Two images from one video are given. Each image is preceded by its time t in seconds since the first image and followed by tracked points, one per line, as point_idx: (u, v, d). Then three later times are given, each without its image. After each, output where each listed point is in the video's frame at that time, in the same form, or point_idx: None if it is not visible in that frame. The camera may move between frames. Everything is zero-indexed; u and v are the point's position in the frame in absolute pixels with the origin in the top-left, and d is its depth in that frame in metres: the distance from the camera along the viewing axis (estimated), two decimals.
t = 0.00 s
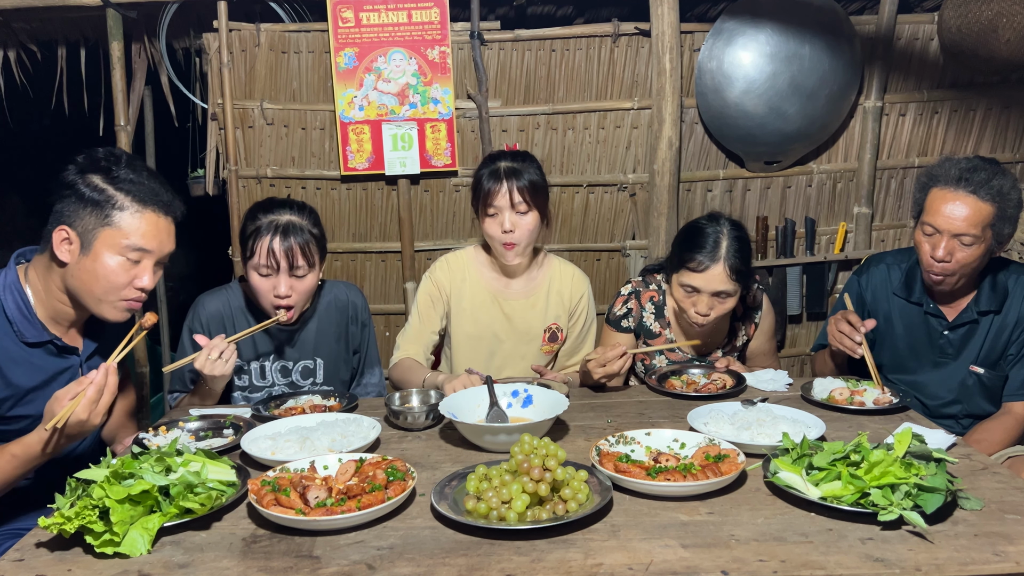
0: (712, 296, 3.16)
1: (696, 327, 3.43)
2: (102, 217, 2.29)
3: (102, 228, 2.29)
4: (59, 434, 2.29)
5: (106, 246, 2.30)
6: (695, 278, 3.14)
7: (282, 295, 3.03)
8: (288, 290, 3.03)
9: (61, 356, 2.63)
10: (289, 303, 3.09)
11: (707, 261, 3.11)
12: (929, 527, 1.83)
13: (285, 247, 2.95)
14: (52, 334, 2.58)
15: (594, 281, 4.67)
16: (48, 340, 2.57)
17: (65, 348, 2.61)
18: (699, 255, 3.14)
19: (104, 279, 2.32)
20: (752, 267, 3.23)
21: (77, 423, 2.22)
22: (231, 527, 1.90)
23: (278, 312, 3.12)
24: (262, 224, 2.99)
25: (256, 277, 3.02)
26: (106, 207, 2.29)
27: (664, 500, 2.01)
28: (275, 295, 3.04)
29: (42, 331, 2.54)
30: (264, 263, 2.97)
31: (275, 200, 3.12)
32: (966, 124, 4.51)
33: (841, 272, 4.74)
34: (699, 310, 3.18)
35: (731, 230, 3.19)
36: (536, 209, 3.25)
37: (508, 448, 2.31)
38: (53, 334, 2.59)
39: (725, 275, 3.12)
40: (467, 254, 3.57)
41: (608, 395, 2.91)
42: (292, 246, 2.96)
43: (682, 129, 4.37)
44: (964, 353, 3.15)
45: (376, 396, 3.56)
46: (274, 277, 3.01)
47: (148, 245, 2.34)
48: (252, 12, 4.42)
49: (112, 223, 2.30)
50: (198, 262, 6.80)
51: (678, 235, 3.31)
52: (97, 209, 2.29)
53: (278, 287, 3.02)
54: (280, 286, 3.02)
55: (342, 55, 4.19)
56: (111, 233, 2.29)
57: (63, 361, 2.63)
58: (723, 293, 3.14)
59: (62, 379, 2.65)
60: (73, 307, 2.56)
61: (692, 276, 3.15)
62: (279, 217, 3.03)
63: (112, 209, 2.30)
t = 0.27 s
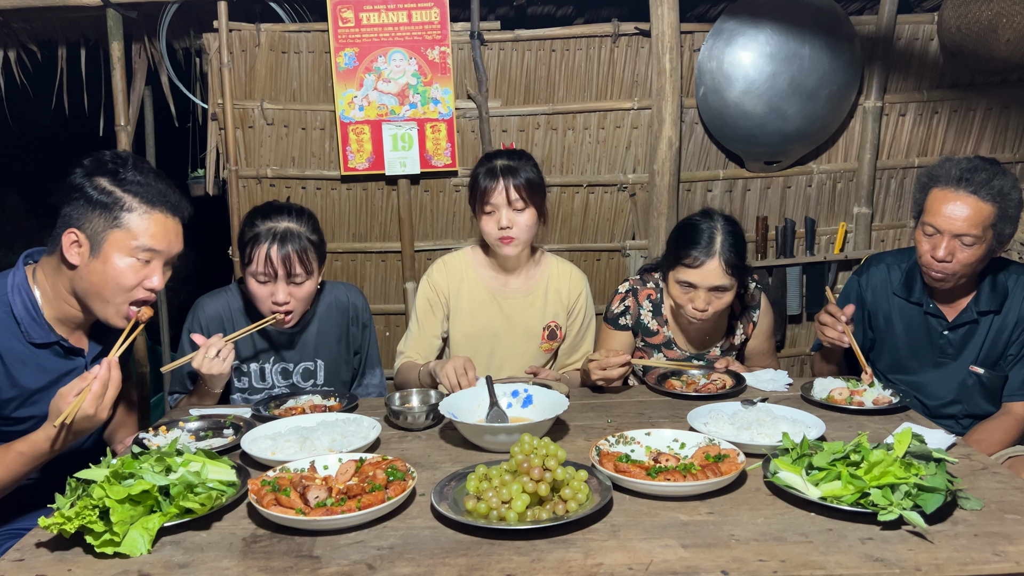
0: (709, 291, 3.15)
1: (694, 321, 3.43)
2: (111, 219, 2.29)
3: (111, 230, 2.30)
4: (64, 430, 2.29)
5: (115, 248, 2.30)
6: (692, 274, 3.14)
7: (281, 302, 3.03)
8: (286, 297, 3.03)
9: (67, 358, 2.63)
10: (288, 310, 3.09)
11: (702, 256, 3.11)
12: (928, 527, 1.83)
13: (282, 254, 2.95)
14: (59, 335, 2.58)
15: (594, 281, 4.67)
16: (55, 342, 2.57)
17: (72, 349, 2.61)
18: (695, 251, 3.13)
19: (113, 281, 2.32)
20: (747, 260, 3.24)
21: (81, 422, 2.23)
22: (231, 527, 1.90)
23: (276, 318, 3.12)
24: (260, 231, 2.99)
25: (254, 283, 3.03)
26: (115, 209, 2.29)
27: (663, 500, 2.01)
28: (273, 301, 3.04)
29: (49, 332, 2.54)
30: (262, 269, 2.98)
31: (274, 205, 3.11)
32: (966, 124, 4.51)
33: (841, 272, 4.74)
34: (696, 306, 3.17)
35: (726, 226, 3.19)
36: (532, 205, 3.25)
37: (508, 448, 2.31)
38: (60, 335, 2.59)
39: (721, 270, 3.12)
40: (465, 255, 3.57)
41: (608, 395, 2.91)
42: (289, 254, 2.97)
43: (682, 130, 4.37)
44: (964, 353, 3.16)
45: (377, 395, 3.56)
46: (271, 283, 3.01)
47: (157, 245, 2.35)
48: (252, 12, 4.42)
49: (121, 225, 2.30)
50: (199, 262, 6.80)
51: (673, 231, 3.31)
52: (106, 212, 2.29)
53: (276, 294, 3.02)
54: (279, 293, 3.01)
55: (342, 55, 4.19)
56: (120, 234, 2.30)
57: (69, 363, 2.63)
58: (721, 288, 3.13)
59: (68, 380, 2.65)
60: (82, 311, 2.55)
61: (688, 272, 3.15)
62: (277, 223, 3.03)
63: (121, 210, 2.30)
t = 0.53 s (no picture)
0: (703, 268, 3.17)
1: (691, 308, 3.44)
2: (112, 220, 2.29)
3: (111, 231, 2.29)
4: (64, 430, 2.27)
5: (115, 249, 2.30)
6: (686, 250, 3.18)
7: (281, 304, 3.04)
8: (285, 299, 3.04)
9: (70, 358, 2.62)
10: (288, 313, 3.09)
11: (695, 232, 3.16)
12: (928, 527, 1.83)
13: (282, 256, 2.95)
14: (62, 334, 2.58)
15: (594, 281, 4.67)
16: (58, 341, 2.57)
17: (75, 349, 2.61)
18: (688, 228, 3.18)
19: (112, 281, 2.32)
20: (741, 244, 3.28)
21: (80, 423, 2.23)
22: (231, 527, 1.90)
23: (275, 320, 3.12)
24: (260, 234, 2.99)
25: (254, 286, 3.02)
26: (116, 210, 2.29)
27: (663, 500, 2.01)
28: (273, 303, 3.05)
29: (53, 331, 2.54)
30: (262, 272, 2.97)
31: (274, 206, 3.11)
32: (966, 124, 4.51)
33: (841, 272, 4.75)
34: (691, 284, 3.18)
35: (720, 207, 3.24)
36: (528, 207, 3.25)
37: (508, 448, 2.31)
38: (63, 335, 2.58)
39: (714, 247, 3.16)
40: (461, 256, 3.58)
41: (608, 395, 2.91)
42: (289, 256, 2.96)
43: (682, 130, 4.37)
44: (964, 353, 3.16)
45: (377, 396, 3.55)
46: (271, 286, 3.01)
47: (157, 247, 2.34)
48: (252, 12, 4.42)
49: (122, 227, 2.30)
50: (199, 262, 6.80)
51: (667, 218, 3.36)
52: (107, 212, 2.29)
53: (276, 297, 3.03)
54: (279, 296, 3.02)
55: (342, 55, 4.19)
56: (120, 235, 2.29)
57: (72, 363, 2.63)
58: (714, 264, 3.16)
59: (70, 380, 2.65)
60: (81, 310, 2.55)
61: (682, 250, 3.19)
62: (278, 226, 3.03)
63: (122, 212, 2.30)
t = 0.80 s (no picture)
0: (694, 245, 3.30)
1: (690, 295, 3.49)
2: (113, 223, 2.29)
3: (112, 234, 2.30)
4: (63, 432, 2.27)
5: (116, 252, 2.30)
6: (679, 226, 3.31)
7: (281, 304, 3.04)
8: (286, 299, 3.04)
9: (69, 358, 2.63)
10: (288, 312, 3.10)
11: (687, 210, 3.30)
12: (928, 527, 1.83)
13: (283, 257, 2.95)
14: (62, 335, 2.58)
15: (594, 281, 4.67)
16: (58, 341, 2.57)
17: (75, 349, 2.61)
18: (680, 208, 3.33)
19: (111, 284, 2.32)
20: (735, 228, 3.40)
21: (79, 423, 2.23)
22: (231, 527, 1.90)
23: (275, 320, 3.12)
24: (260, 234, 2.99)
25: (254, 286, 3.02)
26: (117, 214, 2.29)
27: (663, 500, 2.01)
28: (273, 303, 3.05)
29: (52, 332, 2.55)
30: (262, 273, 2.98)
31: (274, 207, 3.11)
32: (966, 124, 4.51)
33: (841, 272, 4.75)
34: (683, 261, 3.31)
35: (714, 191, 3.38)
36: (526, 214, 3.26)
37: (509, 448, 2.31)
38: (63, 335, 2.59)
39: (706, 225, 3.28)
40: (460, 255, 3.59)
41: (608, 395, 2.91)
42: (289, 257, 2.96)
43: (682, 129, 4.37)
44: (964, 353, 3.16)
45: (378, 396, 3.54)
46: (272, 286, 3.01)
47: (158, 252, 2.34)
48: (252, 12, 4.42)
49: (124, 230, 2.30)
50: (199, 262, 6.80)
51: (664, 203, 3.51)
52: (109, 215, 2.30)
53: (276, 297, 3.03)
54: (279, 296, 3.03)
55: (342, 55, 4.19)
56: (122, 239, 2.29)
57: (71, 363, 2.63)
58: (704, 241, 3.29)
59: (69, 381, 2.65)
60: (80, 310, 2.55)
61: (675, 227, 3.32)
62: (278, 226, 3.03)
63: (124, 215, 2.30)
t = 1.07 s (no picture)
0: (691, 238, 3.32)
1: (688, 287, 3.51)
2: (112, 224, 2.29)
3: (111, 234, 2.29)
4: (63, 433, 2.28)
5: (114, 252, 2.30)
6: (676, 220, 3.34)
7: (281, 304, 3.04)
8: (286, 299, 3.04)
9: (68, 358, 2.63)
10: (288, 312, 3.09)
11: (682, 204, 3.34)
12: (928, 527, 1.83)
13: (283, 257, 2.95)
14: (61, 335, 2.58)
15: (594, 281, 4.67)
16: (57, 342, 2.57)
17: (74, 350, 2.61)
18: (676, 202, 3.37)
19: (110, 284, 2.32)
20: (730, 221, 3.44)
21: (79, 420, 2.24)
22: (231, 527, 1.90)
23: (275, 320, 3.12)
24: (260, 234, 2.99)
25: (254, 286, 3.02)
26: (116, 214, 2.29)
27: (663, 500, 2.01)
28: (273, 303, 3.05)
29: (51, 332, 2.55)
30: (262, 273, 2.98)
31: (274, 207, 3.11)
32: (966, 124, 4.51)
33: (841, 272, 4.75)
34: (680, 253, 3.33)
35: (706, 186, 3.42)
36: (526, 219, 3.26)
37: (509, 448, 2.31)
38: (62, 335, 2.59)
39: (702, 219, 3.32)
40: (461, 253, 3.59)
41: (608, 395, 2.91)
42: (289, 257, 2.96)
43: (682, 129, 4.37)
44: (964, 353, 3.16)
45: (378, 395, 3.55)
46: (272, 287, 3.01)
47: (157, 252, 2.34)
48: (252, 12, 4.43)
49: (122, 231, 2.30)
50: (199, 262, 6.80)
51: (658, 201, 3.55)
52: (108, 216, 2.30)
53: (276, 297, 3.03)
54: (279, 296, 3.02)
55: (342, 55, 4.19)
56: (120, 239, 2.29)
57: (70, 363, 2.63)
58: (700, 233, 3.31)
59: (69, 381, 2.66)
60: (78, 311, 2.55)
61: (672, 220, 3.35)
62: (277, 226, 3.02)
63: (123, 215, 2.30)
